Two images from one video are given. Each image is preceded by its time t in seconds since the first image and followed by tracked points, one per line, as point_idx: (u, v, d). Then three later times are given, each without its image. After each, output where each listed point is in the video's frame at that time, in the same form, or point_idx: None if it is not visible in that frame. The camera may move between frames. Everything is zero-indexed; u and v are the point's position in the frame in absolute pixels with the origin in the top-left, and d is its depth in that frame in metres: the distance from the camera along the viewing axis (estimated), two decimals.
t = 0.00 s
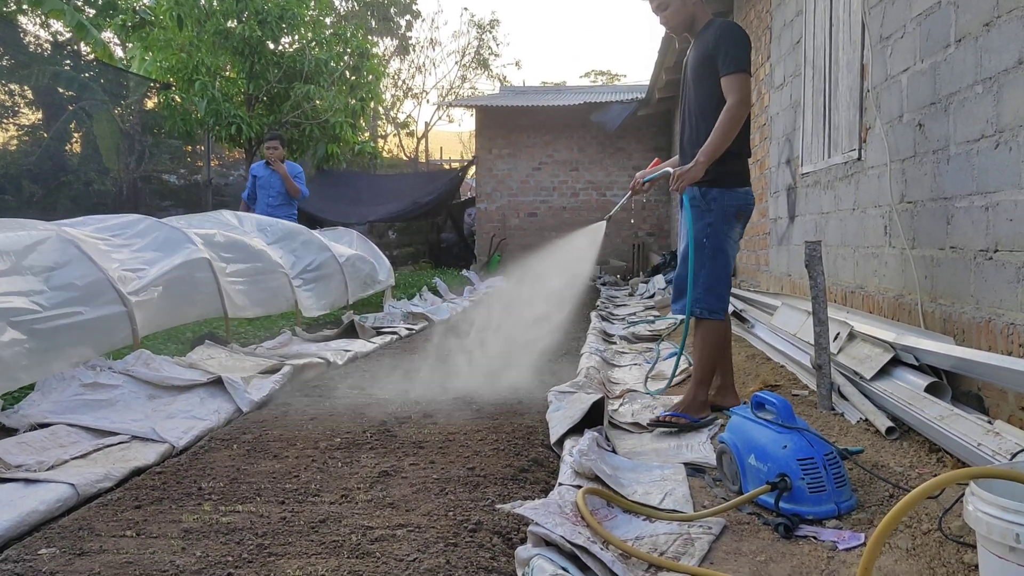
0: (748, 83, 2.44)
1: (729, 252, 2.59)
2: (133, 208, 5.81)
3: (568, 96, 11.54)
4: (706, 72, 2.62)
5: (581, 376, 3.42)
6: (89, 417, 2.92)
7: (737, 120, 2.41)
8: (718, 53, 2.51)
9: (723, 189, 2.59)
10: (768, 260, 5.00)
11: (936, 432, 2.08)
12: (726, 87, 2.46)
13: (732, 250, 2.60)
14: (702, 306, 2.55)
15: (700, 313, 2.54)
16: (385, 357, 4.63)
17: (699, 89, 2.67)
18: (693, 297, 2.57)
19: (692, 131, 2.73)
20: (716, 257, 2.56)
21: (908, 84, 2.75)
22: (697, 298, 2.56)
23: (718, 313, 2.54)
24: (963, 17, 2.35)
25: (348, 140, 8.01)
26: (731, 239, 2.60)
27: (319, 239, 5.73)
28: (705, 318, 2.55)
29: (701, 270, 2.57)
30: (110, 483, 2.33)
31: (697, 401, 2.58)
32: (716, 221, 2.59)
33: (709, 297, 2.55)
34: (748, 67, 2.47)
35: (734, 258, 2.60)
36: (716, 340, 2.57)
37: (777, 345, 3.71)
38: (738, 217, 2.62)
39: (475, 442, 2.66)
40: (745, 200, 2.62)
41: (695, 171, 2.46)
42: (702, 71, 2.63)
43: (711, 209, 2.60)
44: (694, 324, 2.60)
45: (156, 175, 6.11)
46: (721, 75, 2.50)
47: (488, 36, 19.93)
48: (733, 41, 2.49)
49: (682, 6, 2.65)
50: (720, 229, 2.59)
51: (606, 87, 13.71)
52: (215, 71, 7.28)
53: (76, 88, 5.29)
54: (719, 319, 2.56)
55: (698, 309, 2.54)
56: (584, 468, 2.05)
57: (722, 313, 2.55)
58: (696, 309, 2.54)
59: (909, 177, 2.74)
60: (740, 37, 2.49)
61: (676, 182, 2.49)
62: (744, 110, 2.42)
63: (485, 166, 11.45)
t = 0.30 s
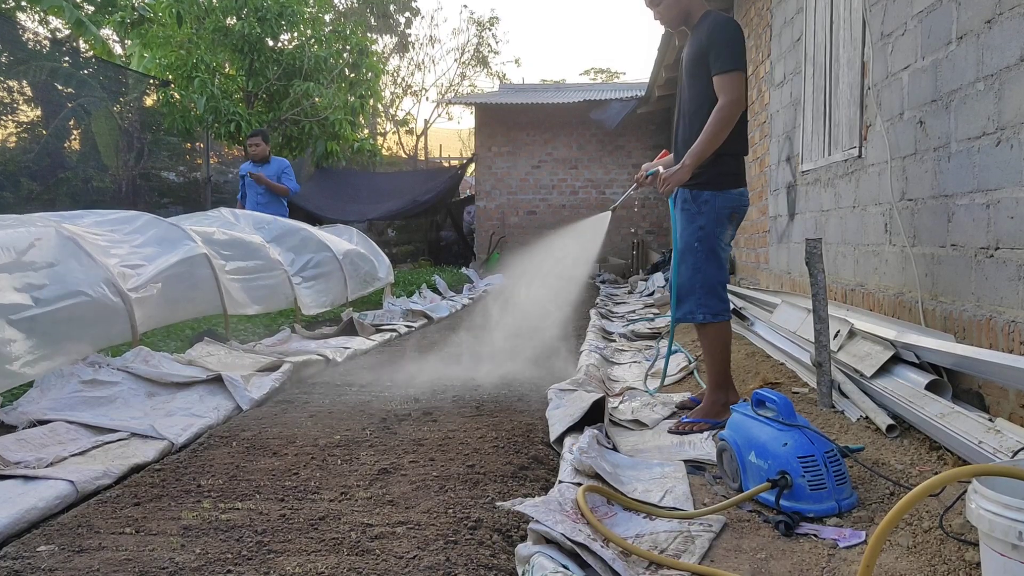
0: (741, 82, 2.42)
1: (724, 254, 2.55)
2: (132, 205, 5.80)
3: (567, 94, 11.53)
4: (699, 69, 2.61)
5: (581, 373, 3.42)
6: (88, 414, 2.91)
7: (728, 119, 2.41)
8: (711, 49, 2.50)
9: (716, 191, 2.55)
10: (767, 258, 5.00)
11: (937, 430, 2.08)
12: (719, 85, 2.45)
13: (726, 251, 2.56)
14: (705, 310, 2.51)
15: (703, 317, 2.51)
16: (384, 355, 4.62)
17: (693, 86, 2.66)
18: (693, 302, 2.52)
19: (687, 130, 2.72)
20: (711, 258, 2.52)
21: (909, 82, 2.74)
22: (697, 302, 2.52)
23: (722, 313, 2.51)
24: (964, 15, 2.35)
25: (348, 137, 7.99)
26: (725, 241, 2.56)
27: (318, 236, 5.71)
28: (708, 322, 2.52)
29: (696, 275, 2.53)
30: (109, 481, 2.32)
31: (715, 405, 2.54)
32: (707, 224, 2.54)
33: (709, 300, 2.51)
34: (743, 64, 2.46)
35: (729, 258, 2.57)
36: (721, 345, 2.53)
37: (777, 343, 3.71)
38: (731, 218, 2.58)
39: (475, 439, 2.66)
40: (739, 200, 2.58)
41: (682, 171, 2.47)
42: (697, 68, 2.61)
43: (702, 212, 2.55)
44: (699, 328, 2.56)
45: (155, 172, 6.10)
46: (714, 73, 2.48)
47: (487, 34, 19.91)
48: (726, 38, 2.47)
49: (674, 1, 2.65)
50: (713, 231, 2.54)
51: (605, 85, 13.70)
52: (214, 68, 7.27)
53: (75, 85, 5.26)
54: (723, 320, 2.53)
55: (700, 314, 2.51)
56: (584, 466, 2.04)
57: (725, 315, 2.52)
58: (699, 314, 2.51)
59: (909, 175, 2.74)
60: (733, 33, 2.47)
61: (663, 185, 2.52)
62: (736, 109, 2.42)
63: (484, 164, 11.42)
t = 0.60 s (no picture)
0: (730, 74, 2.41)
1: (722, 252, 2.54)
2: (131, 203, 5.79)
3: (567, 92, 11.52)
4: (693, 66, 2.60)
5: (580, 371, 3.42)
6: (87, 412, 2.91)
7: (719, 113, 2.40)
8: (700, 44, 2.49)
9: (711, 188, 2.53)
10: (767, 256, 5.00)
11: (937, 428, 2.08)
12: (709, 79, 2.43)
13: (725, 249, 2.56)
14: (703, 309, 2.50)
15: (702, 317, 2.50)
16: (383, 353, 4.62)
17: (687, 83, 2.65)
18: (691, 303, 2.53)
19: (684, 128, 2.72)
20: (708, 257, 2.53)
21: (909, 79, 2.74)
22: (694, 303, 2.52)
23: (721, 313, 2.50)
24: (964, 12, 2.35)
25: (348, 135, 7.97)
26: (723, 239, 2.55)
27: (317, 234, 5.69)
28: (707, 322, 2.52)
29: (693, 275, 2.53)
30: (109, 478, 2.32)
31: (714, 405, 2.52)
32: (705, 221, 2.54)
33: (707, 300, 2.51)
34: (732, 57, 2.44)
35: (728, 257, 2.56)
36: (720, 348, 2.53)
37: (777, 341, 3.71)
38: (730, 215, 2.56)
39: (474, 437, 2.65)
40: (737, 197, 2.55)
41: (672, 166, 2.48)
42: (689, 65, 2.61)
43: (699, 210, 2.55)
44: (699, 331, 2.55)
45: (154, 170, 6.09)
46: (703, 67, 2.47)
47: (486, 31, 19.89)
48: (712, 32, 2.46)
49: None
50: (710, 229, 2.54)
51: (605, 84, 13.70)
52: (214, 66, 7.26)
53: (75, 81, 5.27)
54: (722, 319, 2.52)
55: (698, 315, 2.52)
56: (584, 464, 2.04)
57: (724, 315, 2.51)
58: (696, 314, 2.51)
59: (909, 173, 2.73)
60: (719, 28, 2.46)
61: (655, 181, 2.55)
62: (727, 102, 2.40)
63: (484, 161, 11.40)
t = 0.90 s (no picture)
0: (735, 77, 2.40)
1: (706, 250, 2.51)
2: (132, 201, 5.79)
3: (568, 90, 11.50)
4: (694, 68, 2.60)
5: (581, 369, 3.42)
6: (88, 410, 2.91)
7: (725, 115, 2.40)
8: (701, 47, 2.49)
9: (707, 186, 2.51)
10: (768, 255, 4.99)
11: (939, 427, 2.08)
12: (713, 83, 2.42)
13: (712, 249, 2.52)
14: (671, 302, 2.54)
15: (668, 308, 2.54)
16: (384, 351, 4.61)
17: (689, 85, 2.65)
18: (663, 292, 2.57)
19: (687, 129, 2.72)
20: (690, 254, 2.51)
21: (911, 78, 2.73)
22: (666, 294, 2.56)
23: (688, 310, 2.52)
24: (966, 10, 2.34)
25: (349, 134, 7.96)
26: (710, 237, 2.51)
27: (317, 230, 5.68)
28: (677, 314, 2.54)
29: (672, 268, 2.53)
30: (110, 476, 2.32)
31: (668, 396, 2.62)
32: (695, 218, 2.51)
33: (678, 294, 2.53)
34: (733, 60, 2.43)
35: (714, 257, 2.52)
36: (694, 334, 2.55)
37: (777, 339, 3.71)
38: (723, 215, 2.51)
39: (475, 435, 2.65)
40: (733, 198, 2.51)
41: (672, 165, 2.46)
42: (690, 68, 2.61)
43: (691, 206, 2.52)
44: (664, 320, 2.58)
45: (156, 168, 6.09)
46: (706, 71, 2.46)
47: (488, 29, 19.87)
48: (714, 35, 2.46)
49: (663, 3, 2.64)
50: (697, 227, 2.51)
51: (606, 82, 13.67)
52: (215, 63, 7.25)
53: (76, 79, 5.27)
54: (691, 315, 2.54)
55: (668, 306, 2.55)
56: (585, 462, 2.04)
57: (690, 312, 2.53)
58: (665, 305, 2.55)
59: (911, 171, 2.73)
60: (719, 31, 2.46)
61: (655, 179, 2.54)
62: (733, 105, 2.40)
63: (485, 160, 11.39)
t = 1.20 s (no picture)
0: (731, 76, 2.40)
1: (723, 251, 2.50)
2: (137, 200, 5.81)
3: (571, 90, 11.49)
4: (693, 70, 2.59)
5: (585, 369, 3.42)
6: (93, 408, 2.92)
7: (721, 116, 2.39)
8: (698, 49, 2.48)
9: (716, 187, 2.50)
10: (772, 254, 4.98)
11: (943, 427, 2.07)
12: (709, 84, 2.42)
13: (726, 250, 2.50)
14: (688, 307, 2.49)
15: (685, 313, 2.49)
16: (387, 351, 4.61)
17: (689, 87, 2.65)
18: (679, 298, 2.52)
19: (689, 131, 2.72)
20: (705, 257, 2.49)
21: (916, 77, 2.72)
22: (682, 299, 2.52)
23: (705, 313, 2.48)
24: (971, 9, 2.33)
25: (353, 133, 7.96)
26: (725, 237, 2.50)
27: (322, 231, 5.70)
28: (692, 319, 2.50)
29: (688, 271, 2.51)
30: (114, 474, 2.32)
31: (677, 400, 2.59)
32: (707, 220, 2.50)
33: (695, 298, 2.49)
34: (730, 60, 2.43)
35: (729, 258, 2.50)
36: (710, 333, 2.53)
37: (782, 339, 3.70)
38: (736, 214, 2.51)
39: (479, 434, 2.66)
40: (743, 195, 2.50)
41: (672, 170, 2.48)
42: (689, 70, 2.60)
43: (702, 208, 2.52)
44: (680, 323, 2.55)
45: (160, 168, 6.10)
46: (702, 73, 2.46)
47: (491, 29, 19.87)
48: (708, 37, 2.45)
49: (661, 9, 2.63)
50: (710, 227, 2.50)
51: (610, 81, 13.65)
52: (219, 63, 7.27)
53: (80, 79, 5.29)
54: (707, 319, 2.51)
55: (683, 312, 2.51)
56: (589, 461, 2.04)
57: (710, 315, 2.49)
58: (682, 311, 2.50)
59: (916, 171, 2.72)
60: (714, 31, 2.45)
61: (657, 184, 2.56)
62: (729, 105, 2.40)
63: (489, 159, 11.40)
